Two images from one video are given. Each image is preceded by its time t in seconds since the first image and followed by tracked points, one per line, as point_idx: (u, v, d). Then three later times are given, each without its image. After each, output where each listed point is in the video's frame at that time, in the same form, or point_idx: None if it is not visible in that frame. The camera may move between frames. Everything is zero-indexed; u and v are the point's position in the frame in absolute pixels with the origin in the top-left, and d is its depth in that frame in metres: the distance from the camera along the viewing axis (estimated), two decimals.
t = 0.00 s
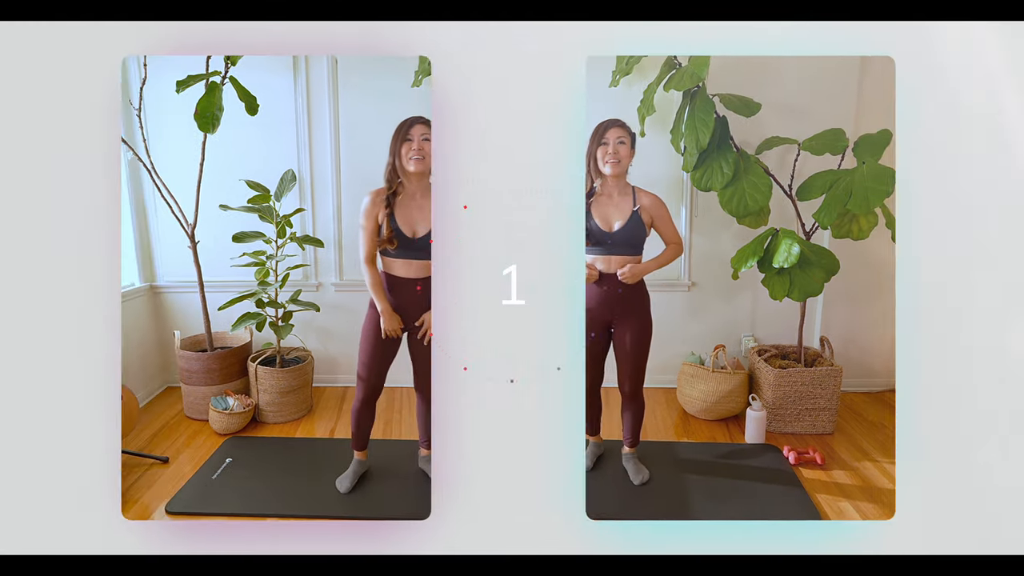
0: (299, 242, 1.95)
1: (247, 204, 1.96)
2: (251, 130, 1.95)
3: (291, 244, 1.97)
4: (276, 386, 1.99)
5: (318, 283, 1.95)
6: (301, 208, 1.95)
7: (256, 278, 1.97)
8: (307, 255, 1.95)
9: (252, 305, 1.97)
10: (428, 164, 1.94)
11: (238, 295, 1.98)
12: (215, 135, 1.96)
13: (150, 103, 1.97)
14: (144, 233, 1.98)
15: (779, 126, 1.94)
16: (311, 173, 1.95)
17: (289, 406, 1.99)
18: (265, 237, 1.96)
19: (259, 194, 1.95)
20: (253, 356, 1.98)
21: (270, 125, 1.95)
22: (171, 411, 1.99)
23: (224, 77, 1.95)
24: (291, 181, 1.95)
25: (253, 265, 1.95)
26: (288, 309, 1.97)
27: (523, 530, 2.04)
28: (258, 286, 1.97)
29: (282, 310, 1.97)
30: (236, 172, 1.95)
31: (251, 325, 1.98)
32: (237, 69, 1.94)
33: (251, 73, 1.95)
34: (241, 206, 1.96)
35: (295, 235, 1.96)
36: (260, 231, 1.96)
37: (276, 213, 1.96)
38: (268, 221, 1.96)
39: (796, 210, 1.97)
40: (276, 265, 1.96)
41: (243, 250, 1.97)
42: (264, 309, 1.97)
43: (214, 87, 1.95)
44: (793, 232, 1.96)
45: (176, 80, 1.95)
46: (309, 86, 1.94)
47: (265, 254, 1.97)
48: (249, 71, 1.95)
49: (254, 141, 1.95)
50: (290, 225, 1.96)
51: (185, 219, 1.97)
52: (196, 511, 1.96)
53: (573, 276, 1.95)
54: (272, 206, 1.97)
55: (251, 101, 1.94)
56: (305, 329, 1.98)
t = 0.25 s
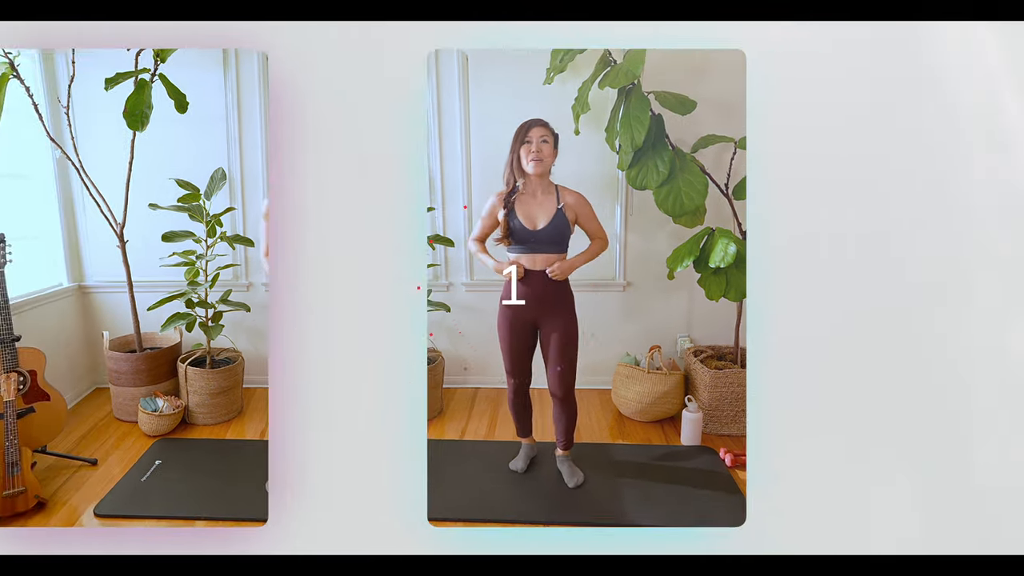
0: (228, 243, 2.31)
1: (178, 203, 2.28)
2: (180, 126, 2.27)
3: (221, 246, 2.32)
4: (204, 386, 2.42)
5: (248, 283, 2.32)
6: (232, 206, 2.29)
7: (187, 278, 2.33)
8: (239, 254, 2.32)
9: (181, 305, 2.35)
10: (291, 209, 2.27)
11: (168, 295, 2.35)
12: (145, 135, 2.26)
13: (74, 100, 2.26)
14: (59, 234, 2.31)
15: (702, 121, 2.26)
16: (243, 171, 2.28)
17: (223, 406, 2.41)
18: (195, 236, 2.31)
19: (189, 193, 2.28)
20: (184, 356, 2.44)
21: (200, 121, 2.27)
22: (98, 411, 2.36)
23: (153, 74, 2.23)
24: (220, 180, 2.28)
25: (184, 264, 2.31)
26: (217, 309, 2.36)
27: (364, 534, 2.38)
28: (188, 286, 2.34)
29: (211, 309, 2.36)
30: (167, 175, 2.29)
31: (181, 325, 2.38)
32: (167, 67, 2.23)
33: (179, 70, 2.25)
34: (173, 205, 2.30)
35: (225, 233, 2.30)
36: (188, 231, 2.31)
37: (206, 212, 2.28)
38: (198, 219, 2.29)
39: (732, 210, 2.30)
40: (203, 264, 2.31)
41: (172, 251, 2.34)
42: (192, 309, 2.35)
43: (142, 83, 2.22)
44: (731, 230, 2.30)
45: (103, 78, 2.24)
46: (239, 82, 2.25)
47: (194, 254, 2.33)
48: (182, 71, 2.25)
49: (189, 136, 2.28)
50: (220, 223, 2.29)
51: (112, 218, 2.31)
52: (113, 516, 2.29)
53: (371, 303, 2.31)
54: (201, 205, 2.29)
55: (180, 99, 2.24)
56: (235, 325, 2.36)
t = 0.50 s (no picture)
0: (399, 239, 1.90)
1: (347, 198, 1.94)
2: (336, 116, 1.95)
3: (391, 241, 1.90)
4: (375, 393, 1.93)
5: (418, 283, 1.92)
6: (402, 203, 1.90)
7: (146, 277, 2.68)
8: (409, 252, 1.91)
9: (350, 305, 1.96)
10: (197, 233, 1.97)
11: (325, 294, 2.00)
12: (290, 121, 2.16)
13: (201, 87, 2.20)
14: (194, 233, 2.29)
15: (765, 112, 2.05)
16: (413, 167, 1.90)
17: (390, 414, 1.95)
18: (362, 233, 1.92)
19: (357, 188, 1.92)
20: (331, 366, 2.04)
21: (368, 111, 1.92)
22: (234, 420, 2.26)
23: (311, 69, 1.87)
24: (391, 174, 1.91)
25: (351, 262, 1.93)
26: (386, 311, 1.90)
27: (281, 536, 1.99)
28: (355, 286, 1.94)
29: (380, 312, 1.91)
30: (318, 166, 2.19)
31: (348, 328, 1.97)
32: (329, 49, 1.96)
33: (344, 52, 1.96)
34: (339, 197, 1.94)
35: (394, 231, 1.90)
36: (357, 227, 1.93)
37: (375, 208, 1.90)
38: (366, 215, 1.91)
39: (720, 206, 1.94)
40: (373, 263, 1.91)
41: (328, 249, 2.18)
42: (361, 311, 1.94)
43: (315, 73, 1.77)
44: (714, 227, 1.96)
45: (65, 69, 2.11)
46: (410, 66, 1.90)
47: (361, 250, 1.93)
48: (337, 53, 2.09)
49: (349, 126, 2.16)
50: (390, 221, 1.89)
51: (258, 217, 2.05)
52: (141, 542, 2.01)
53: (270, 343, 1.98)
54: (370, 200, 1.91)
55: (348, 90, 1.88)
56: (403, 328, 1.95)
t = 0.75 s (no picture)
0: (382, 234, 1.84)
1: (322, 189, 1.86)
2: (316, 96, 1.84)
3: (371, 237, 1.95)
4: (354, 404, 2.02)
5: (402, 283, 1.95)
6: (384, 195, 1.86)
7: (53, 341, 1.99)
8: (392, 249, 1.94)
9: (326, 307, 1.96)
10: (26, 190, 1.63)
11: (310, 296, 1.99)
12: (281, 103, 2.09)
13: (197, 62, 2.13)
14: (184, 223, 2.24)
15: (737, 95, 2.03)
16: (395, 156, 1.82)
17: (374, 424, 2.01)
18: (339, 228, 1.94)
19: (333, 178, 1.83)
20: (328, 367, 2.15)
21: (339, 92, 1.84)
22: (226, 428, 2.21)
23: (292, 43, 1.75)
24: (370, 162, 1.84)
25: (329, 261, 1.92)
26: (367, 312, 1.98)
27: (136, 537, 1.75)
28: (332, 286, 1.95)
29: (361, 313, 1.98)
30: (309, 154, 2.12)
31: (323, 332, 1.99)
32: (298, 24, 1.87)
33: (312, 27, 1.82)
34: (313, 192, 1.89)
35: (375, 226, 1.87)
36: (333, 223, 1.94)
37: (352, 200, 1.88)
38: (343, 209, 1.89)
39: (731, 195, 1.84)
40: (351, 261, 1.95)
41: (315, 244, 1.99)
42: (338, 312, 1.96)
43: (280, 52, 1.64)
44: (729, 221, 1.84)
45: None
46: (391, 47, 1.77)
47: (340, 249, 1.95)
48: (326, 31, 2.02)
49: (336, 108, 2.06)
50: (370, 215, 1.88)
51: (247, 209, 1.95)
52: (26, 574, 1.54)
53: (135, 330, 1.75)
54: (347, 192, 1.87)
55: (324, 70, 1.72)
56: (383, 331, 2.02)
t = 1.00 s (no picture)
0: (389, 238, 2.05)
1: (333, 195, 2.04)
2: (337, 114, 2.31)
3: (381, 239, 2.08)
4: (364, 397, 2.17)
5: (408, 283, 2.47)
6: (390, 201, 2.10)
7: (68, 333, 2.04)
8: (399, 253, 2.44)
9: (338, 307, 2.08)
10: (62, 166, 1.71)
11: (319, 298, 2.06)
12: (297, 121, 2.34)
13: (217, 82, 2.37)
14: (204, 229, 2.44)
15: (698, 108, 2.31)
16: (402, 163, 2.36)
17: (382, 415, 2.22)
18: (350, 231, 2.09)
19: (344, 185, 2.00)
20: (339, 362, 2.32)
21: (357, 108, 2.31)
22: (242, 423, 2.37)
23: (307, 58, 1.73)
24: (379, 170, 2.09)
25: (341, 262, 2.05)
26: (375, 310, 2.14)
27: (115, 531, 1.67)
28: (344, 286, 2.07)
29: (370, 312, 2.14)
30: (321, 164, 2.37)
31: (335, 329, 2.10)
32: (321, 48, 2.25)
33: (335, 55, 2.28)
34: (325, 199, 2.01)
35: (383, 230, 2.06)
36: (345, 226, 2.08)
37: (362, 206, 2.07)
38: (354, 213, 2.06)
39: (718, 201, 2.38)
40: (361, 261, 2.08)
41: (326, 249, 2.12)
42: (349, 311, 2.10)
43: (295, 66, 1.65)
44: (716, 221, 2.39)
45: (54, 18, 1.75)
46: (399, 64, 2.27)
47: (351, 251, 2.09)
48: (338, 53, 2.27)
49: (346, 122, 2.33)
50: (378, 219, 2.11)
51: (263, 213, 2.10)
52: (36, 559, 1.51)
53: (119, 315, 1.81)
54: (356, 198, 2.06)
55: (336, 84, 1.71)
56: (391, 328, 2.54)
